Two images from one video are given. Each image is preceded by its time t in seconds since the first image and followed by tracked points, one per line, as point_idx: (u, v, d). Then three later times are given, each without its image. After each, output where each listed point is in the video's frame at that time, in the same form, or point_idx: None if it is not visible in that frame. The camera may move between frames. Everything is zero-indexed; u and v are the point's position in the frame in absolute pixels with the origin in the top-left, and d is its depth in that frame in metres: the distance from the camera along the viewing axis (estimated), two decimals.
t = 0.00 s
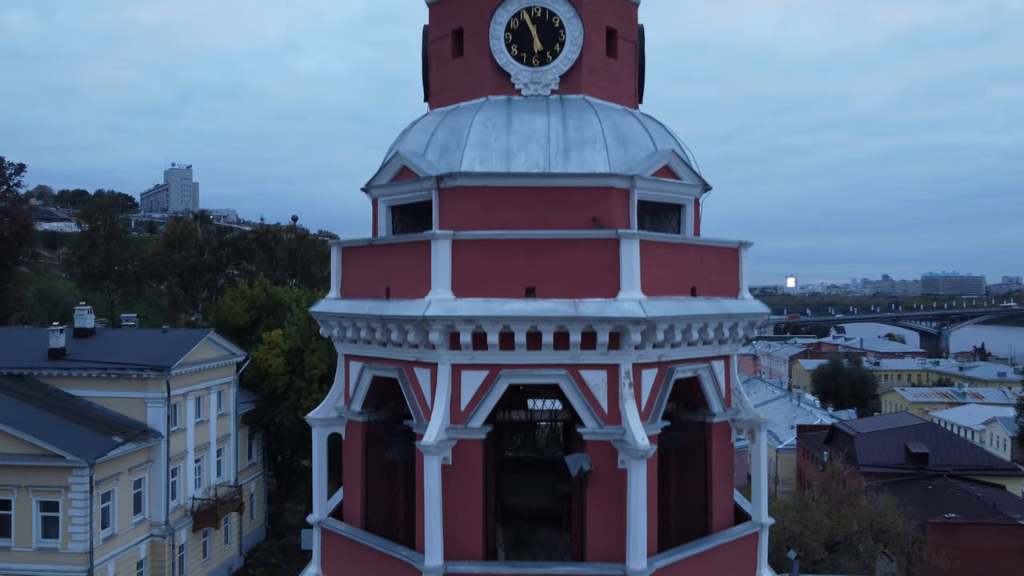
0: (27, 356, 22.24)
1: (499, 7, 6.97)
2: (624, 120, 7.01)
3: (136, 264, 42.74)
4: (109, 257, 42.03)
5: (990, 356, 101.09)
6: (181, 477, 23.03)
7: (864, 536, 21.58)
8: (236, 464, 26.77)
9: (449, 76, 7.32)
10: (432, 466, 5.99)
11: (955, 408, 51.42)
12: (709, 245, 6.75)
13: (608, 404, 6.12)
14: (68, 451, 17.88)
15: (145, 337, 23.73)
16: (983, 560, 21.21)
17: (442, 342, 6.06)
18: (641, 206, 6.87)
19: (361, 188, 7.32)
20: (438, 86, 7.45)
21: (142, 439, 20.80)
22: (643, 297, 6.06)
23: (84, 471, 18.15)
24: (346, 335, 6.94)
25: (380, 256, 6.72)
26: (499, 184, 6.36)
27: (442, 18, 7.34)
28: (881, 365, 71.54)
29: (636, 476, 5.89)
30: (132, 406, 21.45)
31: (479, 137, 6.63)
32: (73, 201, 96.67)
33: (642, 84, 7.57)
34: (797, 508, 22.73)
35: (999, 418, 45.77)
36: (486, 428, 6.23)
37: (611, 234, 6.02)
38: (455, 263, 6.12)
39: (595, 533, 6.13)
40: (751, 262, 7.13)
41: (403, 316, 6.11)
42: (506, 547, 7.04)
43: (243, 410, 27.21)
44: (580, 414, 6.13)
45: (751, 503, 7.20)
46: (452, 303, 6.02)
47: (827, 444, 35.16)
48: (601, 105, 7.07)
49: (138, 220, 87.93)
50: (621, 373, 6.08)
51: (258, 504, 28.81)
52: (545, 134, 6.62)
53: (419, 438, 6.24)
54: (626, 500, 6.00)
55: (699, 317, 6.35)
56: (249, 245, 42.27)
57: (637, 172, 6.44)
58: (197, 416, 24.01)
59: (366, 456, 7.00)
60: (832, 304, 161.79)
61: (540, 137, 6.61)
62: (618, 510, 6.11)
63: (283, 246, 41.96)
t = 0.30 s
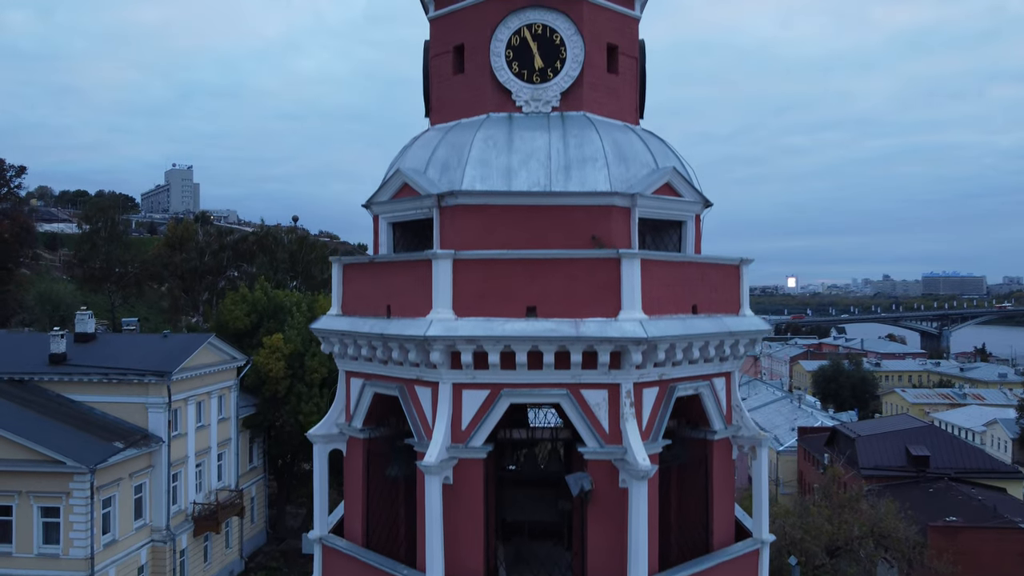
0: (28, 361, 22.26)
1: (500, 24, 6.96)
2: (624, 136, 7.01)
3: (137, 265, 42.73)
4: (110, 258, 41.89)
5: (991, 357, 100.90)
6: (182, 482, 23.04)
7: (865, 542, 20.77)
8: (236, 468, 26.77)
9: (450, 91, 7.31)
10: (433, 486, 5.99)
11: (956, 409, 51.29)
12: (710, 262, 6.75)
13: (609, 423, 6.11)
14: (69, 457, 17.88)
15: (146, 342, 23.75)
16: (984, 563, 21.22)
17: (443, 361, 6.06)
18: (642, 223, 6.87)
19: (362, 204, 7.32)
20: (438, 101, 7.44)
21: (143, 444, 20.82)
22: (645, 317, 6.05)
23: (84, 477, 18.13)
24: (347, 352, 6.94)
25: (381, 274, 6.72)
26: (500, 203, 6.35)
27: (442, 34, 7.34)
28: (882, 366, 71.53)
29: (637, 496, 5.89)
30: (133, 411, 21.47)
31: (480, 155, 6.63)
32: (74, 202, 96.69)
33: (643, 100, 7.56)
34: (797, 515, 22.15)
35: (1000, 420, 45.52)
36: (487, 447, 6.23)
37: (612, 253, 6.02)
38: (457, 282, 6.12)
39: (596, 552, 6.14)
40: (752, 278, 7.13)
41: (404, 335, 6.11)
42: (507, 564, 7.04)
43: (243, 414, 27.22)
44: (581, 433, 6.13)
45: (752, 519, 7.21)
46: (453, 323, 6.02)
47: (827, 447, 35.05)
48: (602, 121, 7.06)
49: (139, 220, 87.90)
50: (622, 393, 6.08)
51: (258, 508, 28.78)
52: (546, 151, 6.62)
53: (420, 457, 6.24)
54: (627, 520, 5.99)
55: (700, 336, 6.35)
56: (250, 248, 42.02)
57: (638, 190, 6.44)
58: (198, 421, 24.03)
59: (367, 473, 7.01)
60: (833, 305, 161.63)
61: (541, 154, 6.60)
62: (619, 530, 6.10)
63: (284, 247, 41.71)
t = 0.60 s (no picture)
0: (28, 366, 22.26)
1: (501, 42, 6.96)
2: (625, 154, 7.01)
3: (138, 266, 42.74)
4: (111, 260, 41.86)
5: (992, 359, 100.67)
6: (183, 487, 23.04)
7: (865, 547, 20.54)
8: (237, 473, 26.79)
9: (450, 108, 7.31)
10: (433, 506, 5.99)
11: (956, 411, 51.17)
12: (710, 280, 6.75)
13: (609, 443, 6.11)
14: (70, 462, 17.88)
15: (147, 347, 23.76)
16: (986, 567, 21.28)
17: (444, 381, 6.06)
18: (644, 240, 6.86)
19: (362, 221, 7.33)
20: (439, 117, 7.44)
21: (144, 450, 20.81)
22: (645, 336, 6.05)
23: (85, 482, 18.12)
24: (348, 370, 6.94)
25: (381, 292, 6.73)
26: (500, 222, 6.36)
27: (442, 51, 7.35)
28: (882, 367, 71.60)
29: (637, 517, 5.89)
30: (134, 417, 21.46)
31: (480, 173, 6.63)
32: (74, 203, 96.71)
33: (643, 116, 7.57)
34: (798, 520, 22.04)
35: (1002, 421, 44.19)
36: (486, 467, 6.23)
37: (612, 273, 6.02)
38: (457, 301, 6.12)
39: (596, 571, 6.15)
40: (752, 294, 7.13)
41: (404, 355, 6.11)
42: None
43: (243, 418, 27.23)
44: (581, 452, 6.14)
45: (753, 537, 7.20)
46: (453, 342, 6.03)
47: (828, 449, 34.97)
48: (602, 138, 7.06)
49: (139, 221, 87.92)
50: (622, 413, 6.08)
51: (259, 512, 28.77)
52: (546, 170, 6.62)
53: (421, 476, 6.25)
54: (628, 539, 5.99)
55: (700, 355, 6.34)
56: (251, 250, 41.75)
57: (638, 209, 6.44)
58: (199, 425, 24.05)
59: (368, 490, 7.00)
60: (833, 305, 161.43)
61: (542, 172, 6.61)
62: (620, 549, 6.10)
63: (284, 249, 41.41)
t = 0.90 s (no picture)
0: (28, 372, 22.27)
1: (501, 59, 6.96)
2: (624, 171, 7.01)
3: (138, 268, 42.71)
4: (111, 262, 41.88)
5: (993, 360, 100.48)
6: (184, 491, 23.07)
7: (866, 552, 20.44)
8: (238, 477, 26.82)
9: (450, 124, 7.31)
10: (433, 526, 6.00)
11: (957, 412, 51.06)
12: (710, 298, 6.74)
13: (609, 463, 6.11)
14: (70, 468, 17.88)
15: (148, 351, 23.78)
16: (986, 570, 21.16)
17: (444, 401, 6.07)
18: (644, 258, 6.86)
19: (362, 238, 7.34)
20: (439, 134, 7.44)
21: (145, 455, 20.84)
22: (645, 356, 6.06)
23: (86, 488, 18.12)
24: (348, 387, 6.94)
25: (381, 310, 6.73)
26: (501, 242, 6.36)
27: (442, 68, 7.35)
28: (883, 368, 71.65)
29: (637, 537, 5.90)
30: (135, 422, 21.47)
31: (481, 192, 6.62)
32: (74, 204, 96.76)
33: (643, 132, 7.57)
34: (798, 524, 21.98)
35: (1001, 423, 44.31)
36: (487, 486, 6.22)
37: (612, 293, 6.02)
38: (457, 322, 6.13)
39: None
40: (752, 311, 7.12)
41: (404, 375, 6.12)
42: None
43: (244, 422, 27.24)
44: (581, 472, 6.14)
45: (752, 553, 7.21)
46: (454, 363, 6.03)
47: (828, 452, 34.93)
48: (602, 156, 7.07)
49: (140, 222, 87.97)
50: (623, 433, 6.08)
51: (259, 516, 28.79)
52: (546, 188, 6.62)
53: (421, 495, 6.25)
54: (628, 559, 6.00)
55: (700, 375, 6.35)
56: (251, 252, 41.61)
57: (639, 228, 6.44)
58: (200, 430, 24.07)
59: (368, 508, 7.00)
60: (834, 305, 161.46)
61: (542, 191, 6.60)
62: (620, 568, 6.11)
63: (285, 251, 41.29)
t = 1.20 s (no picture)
0: (29, 376, 22.28)
1: (501, 75, 6.96)
2: (625, 187, 7.01)
3: (139, 269, 42.72)
4: (112, 264, 42.01)
5: (993, 360, 100.31)
6: (184, 496, 23.10)
7: (866, 557, 20.26)
8: (239, 481, 26.85)
9: (450, 140, 7.32)
10: (433, 544, 6.00)
11: (958, 413, 50.97)
12: (711, 315, 6.75)
13: (609, 481, 6.12)
14: (71, 474, 17.88)
15: (149, 355, 23.80)
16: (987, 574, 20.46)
17: (444, 419, 6.07)
18: (645, 274, 6.85)
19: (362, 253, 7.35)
20: (439, 149, 7.45)
21: (146, 460, 20.87)
22: (645, 374, 6.06)
23: (86, 493, 18.13)
24: (348, 404, 6.96)
25: (382, 326, 6.74)
26: (501, 259, 6.36)
27: (442, 83, 7.35)
28: (884, 369, 71.70)
29: (637, 556, 5.90)
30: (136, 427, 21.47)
31: (481, 208, 6.62)
32: (75, 204, 96.84)
33: (643, 147, 7.57)
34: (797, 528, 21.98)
35: (1002, 424, 44.10)
36: (487, 504, 6.22)
37: (612, 311, 6.02)
38: (458, 340, 6.13)
39: None
40: (752, 327, 7.12)
41: (405, 393, 6.12)
42: None
43: (244, 426, 27.24)
44: (581, 490, 6.14)
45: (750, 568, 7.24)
46: (454, 381, 6.04)
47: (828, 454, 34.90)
48: (602, 172, 7.07)
49: (141, 222, 88.00)
50: (623, 451, 6.08)
51: (260, 519, 28.78)
52: (546, 205, 6.62)
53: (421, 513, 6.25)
54: None
55: (700, 392, 6.34)
56: (252, 254, 41.65)
57: (639, 245, 6.44)
58: (201, 434, 24.09)
59: (368, 523, 7.01)
60: (835, 305, 161.47)
61: (541, 209, 6.61)
62: None
63: (285, 253, 41.51)
